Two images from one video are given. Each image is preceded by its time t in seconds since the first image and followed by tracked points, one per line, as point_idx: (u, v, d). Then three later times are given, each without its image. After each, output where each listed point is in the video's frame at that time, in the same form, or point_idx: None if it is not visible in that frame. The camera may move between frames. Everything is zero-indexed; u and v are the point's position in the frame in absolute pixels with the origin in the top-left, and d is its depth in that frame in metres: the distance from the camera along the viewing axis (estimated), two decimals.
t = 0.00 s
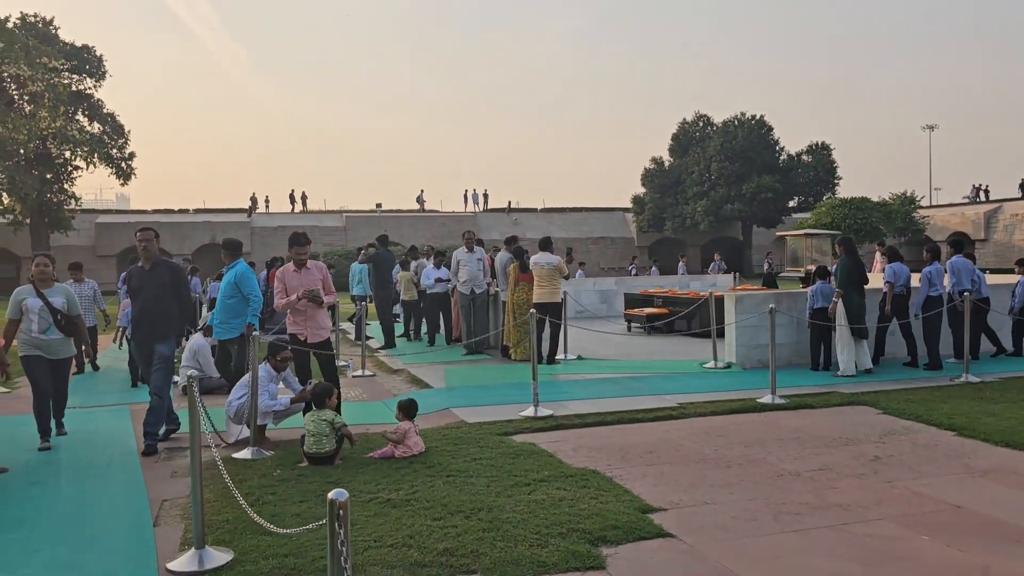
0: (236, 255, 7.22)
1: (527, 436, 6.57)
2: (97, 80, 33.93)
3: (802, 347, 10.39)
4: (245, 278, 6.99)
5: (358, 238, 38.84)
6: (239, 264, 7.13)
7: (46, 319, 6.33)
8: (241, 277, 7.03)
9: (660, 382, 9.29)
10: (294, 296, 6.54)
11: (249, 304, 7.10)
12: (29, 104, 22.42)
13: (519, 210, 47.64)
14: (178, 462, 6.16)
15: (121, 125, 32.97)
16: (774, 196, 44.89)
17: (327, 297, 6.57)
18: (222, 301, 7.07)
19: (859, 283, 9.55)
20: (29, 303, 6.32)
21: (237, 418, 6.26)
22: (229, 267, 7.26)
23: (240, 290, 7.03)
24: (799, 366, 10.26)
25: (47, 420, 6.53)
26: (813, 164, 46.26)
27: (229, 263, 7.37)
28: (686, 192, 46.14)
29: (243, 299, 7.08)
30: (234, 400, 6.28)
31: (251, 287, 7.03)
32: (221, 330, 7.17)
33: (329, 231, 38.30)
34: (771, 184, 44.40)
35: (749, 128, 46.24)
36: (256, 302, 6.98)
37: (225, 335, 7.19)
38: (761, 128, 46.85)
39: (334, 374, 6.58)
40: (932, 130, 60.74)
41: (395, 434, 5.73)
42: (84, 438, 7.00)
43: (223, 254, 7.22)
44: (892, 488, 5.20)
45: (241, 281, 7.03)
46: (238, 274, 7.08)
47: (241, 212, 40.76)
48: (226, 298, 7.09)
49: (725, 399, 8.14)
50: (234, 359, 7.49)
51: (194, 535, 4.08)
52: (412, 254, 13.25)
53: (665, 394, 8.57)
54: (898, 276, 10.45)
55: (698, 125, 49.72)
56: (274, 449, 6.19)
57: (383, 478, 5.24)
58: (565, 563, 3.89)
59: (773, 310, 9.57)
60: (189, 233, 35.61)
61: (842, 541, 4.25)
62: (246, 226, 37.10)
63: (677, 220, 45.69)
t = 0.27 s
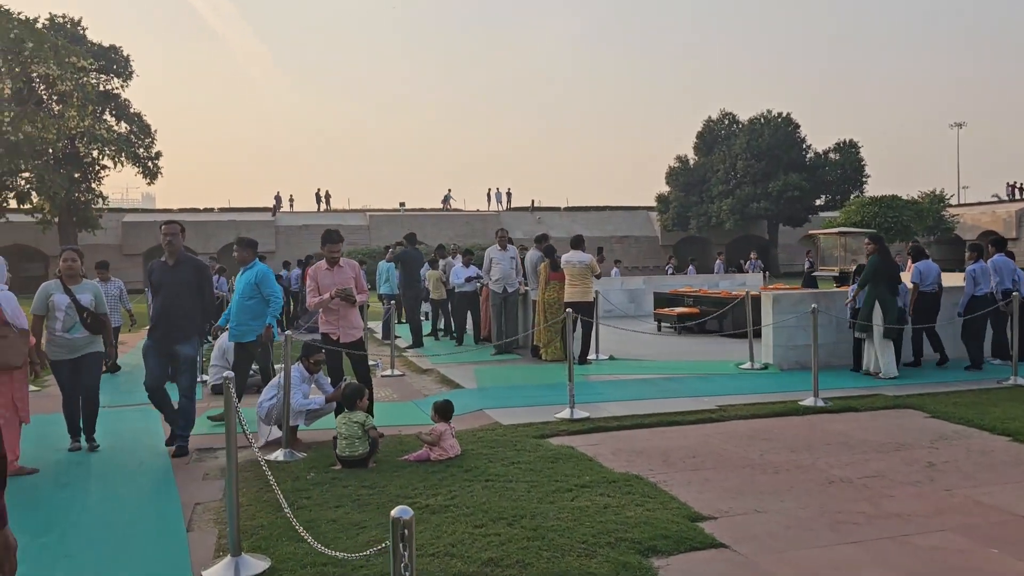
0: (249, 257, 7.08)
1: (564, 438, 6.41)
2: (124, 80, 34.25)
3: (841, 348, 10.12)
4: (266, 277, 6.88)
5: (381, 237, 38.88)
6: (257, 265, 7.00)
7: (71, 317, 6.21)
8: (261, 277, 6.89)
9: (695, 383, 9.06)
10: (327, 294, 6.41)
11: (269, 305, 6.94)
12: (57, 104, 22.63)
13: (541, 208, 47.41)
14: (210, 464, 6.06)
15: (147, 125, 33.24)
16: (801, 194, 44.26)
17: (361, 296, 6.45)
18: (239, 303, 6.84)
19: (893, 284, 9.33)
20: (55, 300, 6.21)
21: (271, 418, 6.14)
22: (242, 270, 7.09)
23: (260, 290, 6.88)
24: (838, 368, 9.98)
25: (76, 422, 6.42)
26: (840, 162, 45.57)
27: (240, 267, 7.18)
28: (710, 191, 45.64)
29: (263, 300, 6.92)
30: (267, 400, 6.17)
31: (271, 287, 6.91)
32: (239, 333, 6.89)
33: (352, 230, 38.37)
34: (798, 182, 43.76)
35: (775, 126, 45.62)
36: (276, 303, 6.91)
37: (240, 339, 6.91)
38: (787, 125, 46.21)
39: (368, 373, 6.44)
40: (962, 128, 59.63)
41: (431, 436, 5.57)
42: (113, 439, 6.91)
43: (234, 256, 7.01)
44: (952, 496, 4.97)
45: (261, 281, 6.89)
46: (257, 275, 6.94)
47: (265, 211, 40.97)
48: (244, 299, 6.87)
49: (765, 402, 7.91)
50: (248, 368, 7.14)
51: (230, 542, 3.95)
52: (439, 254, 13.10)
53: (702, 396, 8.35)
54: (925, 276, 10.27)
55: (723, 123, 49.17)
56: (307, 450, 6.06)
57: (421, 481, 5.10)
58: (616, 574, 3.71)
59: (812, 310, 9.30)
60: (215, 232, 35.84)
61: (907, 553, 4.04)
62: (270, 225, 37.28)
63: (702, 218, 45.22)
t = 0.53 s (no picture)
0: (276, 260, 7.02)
1: (621, 442, 6.18)
2: (173, 82, 34.95)
3: (906, 350, 9.68)
4: (304, 274, 6.87)
5: (424, 237, 38.99)
6: (289, 265, 6.95)
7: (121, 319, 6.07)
8: (300, 274, 6.87)
9: (753, 385, 8.74)
10: (379, 293, 6.30)
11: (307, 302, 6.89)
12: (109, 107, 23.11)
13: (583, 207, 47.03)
14: (263, 465, 5.99)
15: (195, 127, 33.85)
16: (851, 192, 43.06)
17: (413, 294, 6.32)
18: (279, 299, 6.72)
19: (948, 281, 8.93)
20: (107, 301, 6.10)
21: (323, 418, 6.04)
22: (272, 271, 6.99)
23: (299, 287, 6.83)
24: (904, 371, 9.54)
25: (127, 425, 6.33)
26: (892, 158, 44.24)
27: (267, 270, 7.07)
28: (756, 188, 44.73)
29: (301, 297, 6.85)
30: (319, 400, 6.07)
31: (309, 284, 6.89)
32: (278, 332, 6.70)
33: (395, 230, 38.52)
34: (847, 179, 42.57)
35: (823, 121, 44.46)
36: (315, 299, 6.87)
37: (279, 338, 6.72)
38: (836, 121, 45.03)
39: (420, 373, 6.31)
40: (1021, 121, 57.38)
41: (487, 440, 5.40)
42: (166, 438, 6.89)
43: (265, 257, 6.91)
44: None
45: (298, 278, 6.86)
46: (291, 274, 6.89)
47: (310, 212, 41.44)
48: (284, 296, 6.76)
49: (830, 406, 7.57)
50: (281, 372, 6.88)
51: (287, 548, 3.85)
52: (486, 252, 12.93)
53: (762, 399, 8.03)
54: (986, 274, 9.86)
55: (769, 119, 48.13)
56: (359, 452, 5.94)
57: (478, 485, 4.94)
58: None
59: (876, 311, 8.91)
60: (261, 231, 36.35)
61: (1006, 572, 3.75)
62: (315, 225, 37.68)
63: (748, 217, 44.34)
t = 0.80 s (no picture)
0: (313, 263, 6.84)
1: (685, 453, 5.94)
2: (226, 87, 35.66)
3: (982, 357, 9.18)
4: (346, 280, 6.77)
5: (471, 238, 39.02)
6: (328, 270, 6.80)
7: (177, 322, 5.87)
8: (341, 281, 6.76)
9: (820, 394, 8.37)
10: (436, 297, 6.18)
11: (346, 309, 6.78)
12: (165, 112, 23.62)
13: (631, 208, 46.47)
14: (318, 472, 5.91)
15: (248, 130, 34.47)
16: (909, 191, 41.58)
17: (470, 298, 6.18)
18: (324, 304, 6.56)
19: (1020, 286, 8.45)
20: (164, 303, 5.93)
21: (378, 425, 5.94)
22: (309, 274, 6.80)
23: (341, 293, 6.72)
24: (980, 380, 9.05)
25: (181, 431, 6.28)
26: (954, 156, 42.59)
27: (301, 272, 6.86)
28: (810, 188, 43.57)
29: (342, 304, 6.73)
30: (375, 406, 5.97)
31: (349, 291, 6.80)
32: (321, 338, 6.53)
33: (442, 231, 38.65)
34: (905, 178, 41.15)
35: (880, 119, 42.96)
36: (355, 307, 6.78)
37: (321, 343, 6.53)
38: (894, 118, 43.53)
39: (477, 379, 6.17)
40: None
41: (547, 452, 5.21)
42: (222, 442, 6.89)
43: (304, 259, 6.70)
44: None
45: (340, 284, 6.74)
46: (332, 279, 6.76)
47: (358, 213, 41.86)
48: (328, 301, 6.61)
49: (904, 417, 7.19)
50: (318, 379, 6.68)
51: (347, 567, 3.69)
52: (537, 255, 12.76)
53: (830, 408, 7.68)
54: None
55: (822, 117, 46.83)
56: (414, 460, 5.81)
57: (539, 498, 4.77)
58: None
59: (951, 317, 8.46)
60: (311, 233, 36.84)
61: None
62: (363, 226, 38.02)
63: (801, 218, 43.23)
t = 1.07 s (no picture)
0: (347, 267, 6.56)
1: (742, 463, 5.69)
2: (270, 90, 36.14)
3: None
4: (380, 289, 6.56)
5: (510, 239, 38.91)
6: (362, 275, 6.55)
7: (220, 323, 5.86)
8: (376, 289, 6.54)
9: (881, 402, 8.01)
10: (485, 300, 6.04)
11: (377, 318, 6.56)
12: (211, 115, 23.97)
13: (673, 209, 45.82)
14: (365, 478, 5.81)
15: (291, 132, 34.87)
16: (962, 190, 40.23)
17: (519, 302, 6.03)
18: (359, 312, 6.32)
19: None
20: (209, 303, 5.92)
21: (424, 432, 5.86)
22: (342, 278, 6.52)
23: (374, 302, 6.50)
24: None
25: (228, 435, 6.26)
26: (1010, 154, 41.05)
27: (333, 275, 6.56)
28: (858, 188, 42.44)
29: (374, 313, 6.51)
30: (422, 412, 5.87)
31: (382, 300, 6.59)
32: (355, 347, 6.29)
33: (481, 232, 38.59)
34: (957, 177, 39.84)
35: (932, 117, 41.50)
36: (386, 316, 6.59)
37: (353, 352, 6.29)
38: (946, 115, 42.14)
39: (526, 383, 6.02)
40: None
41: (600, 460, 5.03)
42: (268, 447, 6.85)
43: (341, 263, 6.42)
44: None
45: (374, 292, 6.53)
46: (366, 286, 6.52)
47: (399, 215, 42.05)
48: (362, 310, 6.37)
49: (974, 428, 6.81)
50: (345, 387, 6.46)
51: None
52: (580, 257, 12.57)
53: (893, 417, 7.33)
54: None
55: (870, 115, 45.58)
56: (462, 467, 5.67)
57: (593, 509, 4.59)
58: None
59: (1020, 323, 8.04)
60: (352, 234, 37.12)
61: None
62: (403, 227, 38.18)
63: (848, 218, 42.13)
